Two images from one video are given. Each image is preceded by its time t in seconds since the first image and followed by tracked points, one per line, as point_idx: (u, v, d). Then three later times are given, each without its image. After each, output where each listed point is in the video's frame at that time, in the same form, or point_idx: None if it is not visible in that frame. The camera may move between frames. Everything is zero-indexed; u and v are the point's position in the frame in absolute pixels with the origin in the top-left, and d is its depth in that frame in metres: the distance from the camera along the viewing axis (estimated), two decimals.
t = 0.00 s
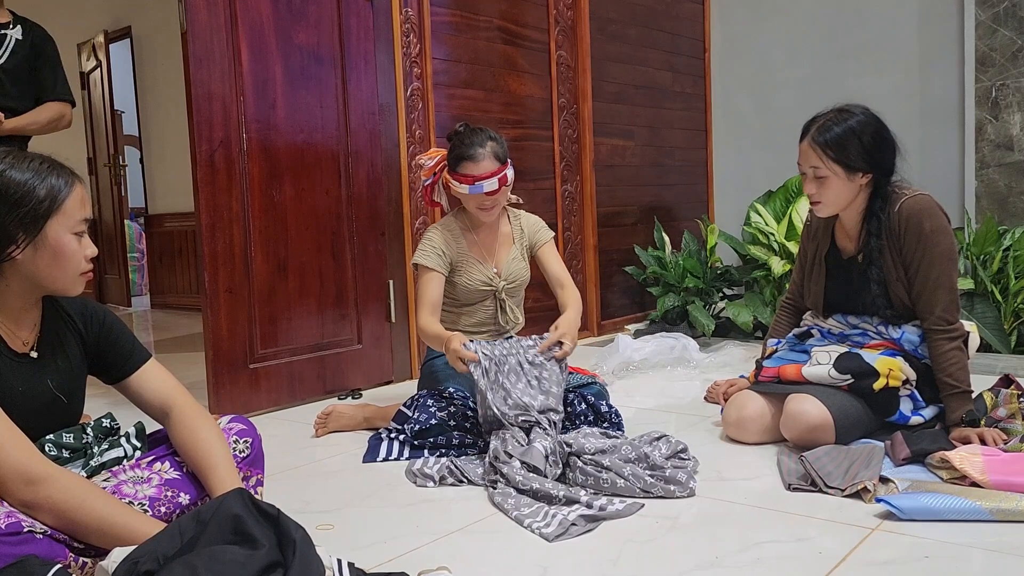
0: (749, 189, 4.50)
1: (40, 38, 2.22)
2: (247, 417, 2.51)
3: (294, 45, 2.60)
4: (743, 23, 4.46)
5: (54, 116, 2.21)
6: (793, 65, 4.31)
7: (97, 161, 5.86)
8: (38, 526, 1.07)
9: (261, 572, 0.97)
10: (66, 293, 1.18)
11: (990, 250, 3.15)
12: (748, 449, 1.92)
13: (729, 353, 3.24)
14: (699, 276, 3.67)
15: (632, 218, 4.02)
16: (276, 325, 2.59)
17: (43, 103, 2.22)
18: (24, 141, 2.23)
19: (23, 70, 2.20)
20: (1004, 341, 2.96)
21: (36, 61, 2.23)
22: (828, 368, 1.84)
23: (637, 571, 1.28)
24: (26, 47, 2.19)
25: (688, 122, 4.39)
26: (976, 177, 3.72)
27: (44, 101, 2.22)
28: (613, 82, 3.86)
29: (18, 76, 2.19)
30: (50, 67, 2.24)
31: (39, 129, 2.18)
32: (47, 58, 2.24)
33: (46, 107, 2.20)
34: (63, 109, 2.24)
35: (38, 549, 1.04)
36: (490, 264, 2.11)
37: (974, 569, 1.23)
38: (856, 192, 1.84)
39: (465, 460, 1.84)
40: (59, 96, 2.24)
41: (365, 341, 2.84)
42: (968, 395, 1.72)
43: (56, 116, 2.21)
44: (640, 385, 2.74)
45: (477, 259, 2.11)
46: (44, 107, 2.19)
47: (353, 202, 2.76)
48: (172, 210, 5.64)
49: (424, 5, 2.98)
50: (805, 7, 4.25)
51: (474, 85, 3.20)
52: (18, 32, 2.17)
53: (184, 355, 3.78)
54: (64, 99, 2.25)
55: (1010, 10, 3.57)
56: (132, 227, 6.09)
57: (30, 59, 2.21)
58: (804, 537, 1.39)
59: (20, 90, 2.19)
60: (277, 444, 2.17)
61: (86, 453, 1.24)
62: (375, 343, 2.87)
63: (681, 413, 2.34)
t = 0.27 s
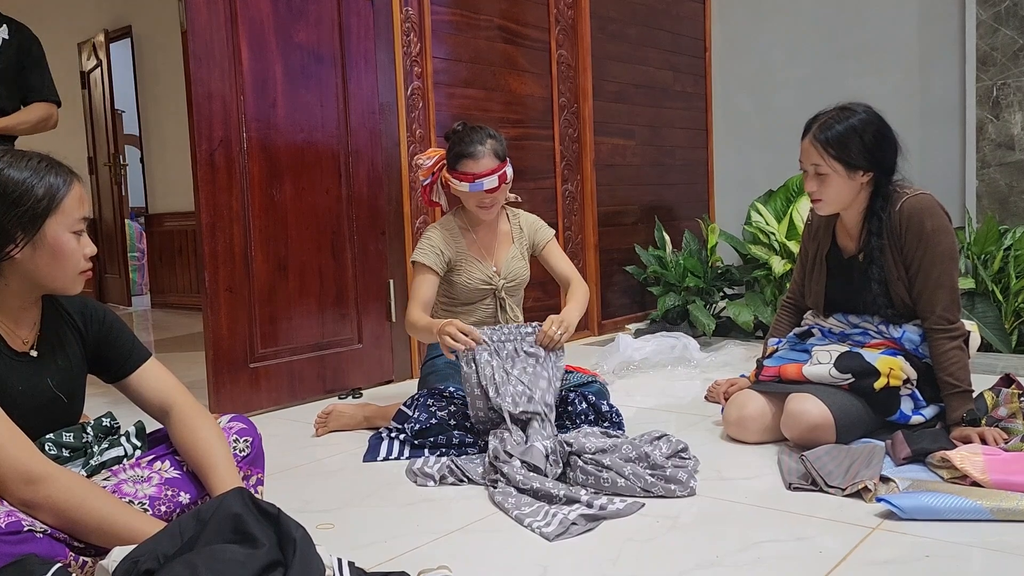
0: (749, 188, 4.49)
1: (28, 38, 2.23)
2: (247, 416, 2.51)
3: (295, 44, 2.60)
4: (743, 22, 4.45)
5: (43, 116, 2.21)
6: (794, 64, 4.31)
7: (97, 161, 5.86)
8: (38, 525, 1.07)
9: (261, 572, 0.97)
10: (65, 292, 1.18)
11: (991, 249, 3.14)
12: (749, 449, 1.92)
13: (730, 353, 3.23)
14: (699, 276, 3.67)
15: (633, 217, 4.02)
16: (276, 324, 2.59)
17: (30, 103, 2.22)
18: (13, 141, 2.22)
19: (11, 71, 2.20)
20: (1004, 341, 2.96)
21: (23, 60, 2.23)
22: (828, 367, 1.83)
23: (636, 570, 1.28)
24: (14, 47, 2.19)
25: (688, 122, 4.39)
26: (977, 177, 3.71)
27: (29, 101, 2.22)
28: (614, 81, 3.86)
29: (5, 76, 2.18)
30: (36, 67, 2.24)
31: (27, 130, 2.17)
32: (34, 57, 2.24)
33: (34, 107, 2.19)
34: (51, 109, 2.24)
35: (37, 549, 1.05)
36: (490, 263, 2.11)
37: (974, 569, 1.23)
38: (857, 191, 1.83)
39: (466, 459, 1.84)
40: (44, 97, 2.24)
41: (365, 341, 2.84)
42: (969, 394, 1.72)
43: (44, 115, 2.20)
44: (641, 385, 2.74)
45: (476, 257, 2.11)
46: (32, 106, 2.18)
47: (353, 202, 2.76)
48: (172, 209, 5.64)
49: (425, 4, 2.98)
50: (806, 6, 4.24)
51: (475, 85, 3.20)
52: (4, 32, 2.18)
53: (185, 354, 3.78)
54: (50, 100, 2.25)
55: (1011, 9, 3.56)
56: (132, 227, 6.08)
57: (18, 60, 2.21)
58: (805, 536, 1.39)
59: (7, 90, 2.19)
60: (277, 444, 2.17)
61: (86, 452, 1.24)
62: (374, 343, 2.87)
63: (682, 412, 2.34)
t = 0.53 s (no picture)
0: (751, 188, 4.49)
1: (22, 37, 2.23)
2: (249, 416, 2.51)
3: (297, 44, 2.60)
4: (745, 21, 4.45)
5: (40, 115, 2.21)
6: (796, 64, 4.31)
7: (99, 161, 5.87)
8: (40, 524, 1.08)
9: (263, 571, 0.97)
10: (67, 292, 1.19)
11: (993, 249, 3.14)
12: (750, 448, 1.92)
13: (732, 352, 3.23)
14: (701, 275, 3.67)
15: (635, 216, 4.02)
16: (278, 323, 2.59)
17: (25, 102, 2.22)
18: (10, 142, 2.23)
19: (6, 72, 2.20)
20: (1006, 340, 2.95)
21: (19, 60, 2.23)
22: (829, 367, 1.83)
23: (637, 570, 1.28)
24: (9, 46, 2.20)
25: (690, 121, 4.39)
26: (979, 176, 3.71)
27: (25, 100, 2.23)
28: (615, 80, 3.86)
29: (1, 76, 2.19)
30: (32, 66, 2.25)
31: (25, 129, 2.17)
32: (29, 56, 2.25)
33: (31, 106, 2.19)
34: (48, 109, 2.24)
35: (39, 548, 1.05)
36: (492, 263, 2.11)
37: (975, 569, 1.23)
38: (860, 189, 1.84)
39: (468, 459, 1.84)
40: (40, 96, 2.24)
41: (367, 341, 2.84)
42: (971, 394, 1.72)
43: (40, 115, 2.20)
44: (642, 384, 2.74)
45: (478, 256, 2.11)
46: (28, 106, 2.18)
47: (355, 201, 2.76)
48: (174, 209, 5.65)
49: (427, 3, 2.98)
50: (808, 6, 4.24)
51: (476, 84, 3.20)
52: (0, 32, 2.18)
53: (186, 354, 3.79)
54: (47, 99, 2.25)
55: (1013, 9, 3.56)
56: (133, 226, 6.09)
57: (13, 62, 2.22)
58: (807, 536, 1.39)
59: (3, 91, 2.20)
60: (279, 443, 2.18)
61: (89, 451, 1.24)
62: (376, 343, 2.87)
63: (683, 412, 2.34)
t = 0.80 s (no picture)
0: (754, 187, 4.48)
1: (27, 37, 2.24)
2: (253, 414, 2.52)
3: (300, 43, 2.60)
4: (748, 20, 4.44)
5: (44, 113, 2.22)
6: (799, 63, 4.30)
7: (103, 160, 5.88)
8: (44, 522, 1.08)
9: (264, 570, 0.97)
10: (72, 290, 1.19)
11: (997, 248, 3.13)
12: (754, 448, 1.92)
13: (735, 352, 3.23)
14: (704, 274, 3.66)
15: (638, 216, 4.02)
16: (281, 322, 2.59)
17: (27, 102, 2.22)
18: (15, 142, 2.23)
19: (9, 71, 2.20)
20: (1011, 340, 2.94)
21: (22, 60, 2.23)
22: (832, 366, 1.83)
23: (639, 569, 1.28)
24: (13, 45, 2.20)
25: (693, 120, 4.38)
26: (983, 175, 3.70)
27: (28, 100, 2.23)
28: (618, 79, 3.86)
29: (4, 75, 2.19)
30: (36, 66, 2.25)
31: (27, 128, 2.18)
32: (33, 56, 2.25)
33: (34, 106, 2.19)
34: (51, 108, 2.24)
35: (43, 546, 1.05)
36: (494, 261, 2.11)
37: (978, 569, 1.22)
38: (864, 187, 1.83)
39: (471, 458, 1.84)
40: (44, 95, 2.24)
41: (370, 340, 2.84)
42: (975, 393, 1.71)
43: (43, 115, 2.20)
44: (645, 383, 2.74)
45: (481, 255, 2.11)
46: (32, 106, 2.18)
47: (358, 201, 2.76)
48: (177, 208, 5.66)
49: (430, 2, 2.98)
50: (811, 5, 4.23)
51: (479, 83, 3.20)
52: (4, 30, 2.19)
53: (190, 352, 3.79)
54: (51, 98, 2.25)
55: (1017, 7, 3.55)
56: (137, 225, 6.10)
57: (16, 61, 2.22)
58: (809, 535, 1.38)
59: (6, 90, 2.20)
60: (281, 442, 2.18)
61: (92, 450, 1.24)
62: (379, 342, 2.87)
63: (686, 411, 2.33)
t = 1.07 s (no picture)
0: (758, 186, 4.48)
1: (40, 37, 2.24)
2: (258, 413, 2.53)
3: (305, 42, 2.61)
4: (753, 19, 4.44)
5: (54, 113, 2.23)
6: (804, 61, 4.29)
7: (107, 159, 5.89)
8: (50, 520, 1.08)
9: (270, 568, 0.97)
10: (77, 289, 1.19)
11: (1002, 247, 3.13)
12: (758, 447, 1.92)
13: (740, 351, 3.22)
14: (708, 273, 3.66)
15: (642, 215, 4.02)
16: (285, 321, 2.59)
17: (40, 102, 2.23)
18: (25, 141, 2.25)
19: (22, 70, 2.21)
20: (1015, 339, 2.94)
21: (36, 60, 2.24)
22: (837, 365, 1.83)
23: (643, 567, 1.28)
24: (27, 45, 2.20)
25: (697, 119, 4.38)
26: (988, 174, 3.70)
27: (41, 100, 2.23)
28: (622, 78, 3.85)
29: (15, 74, 2.20)
30: (50, 66, 2.26)
31: (35, 128, 2.19)
32: (47, 57, 2.26)
33: (45, 105, 2.21)
34: (63, 109, 2.26)
35: (49, 544, 1.05)
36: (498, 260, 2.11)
37: (983, 569, 1.22)
38: (869, 186, 1.83)
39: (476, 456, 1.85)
40: (57, 96, 2.25)
41: (374, 339, 2.85)
42: (980, 392, 1.71)
43: (54, 115, 2.22)
44: (649, 382, 2.74)
45: (485, 254, 2.12)
46: (43, 106, 2.21)
47: (363, 200, 2.77)
48: (181, 207, 5.67)
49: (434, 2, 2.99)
50: (816, 3, 4.23)
51: (484, 83, 3.20)
52: (19, 30, 2.19)
53: (194, 351, 3.80)
54: (63, 98, 2.26)
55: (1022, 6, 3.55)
56: (141, 224, 6.11)
57: (30, 60, 2.23)
58: (814, 534, 1.38)
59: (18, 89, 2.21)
60: (285, 440, 2.18)
61: (98, 448, 1.25)
62: (384, 341, 2.88)
63: (690, 410, 2.33)
